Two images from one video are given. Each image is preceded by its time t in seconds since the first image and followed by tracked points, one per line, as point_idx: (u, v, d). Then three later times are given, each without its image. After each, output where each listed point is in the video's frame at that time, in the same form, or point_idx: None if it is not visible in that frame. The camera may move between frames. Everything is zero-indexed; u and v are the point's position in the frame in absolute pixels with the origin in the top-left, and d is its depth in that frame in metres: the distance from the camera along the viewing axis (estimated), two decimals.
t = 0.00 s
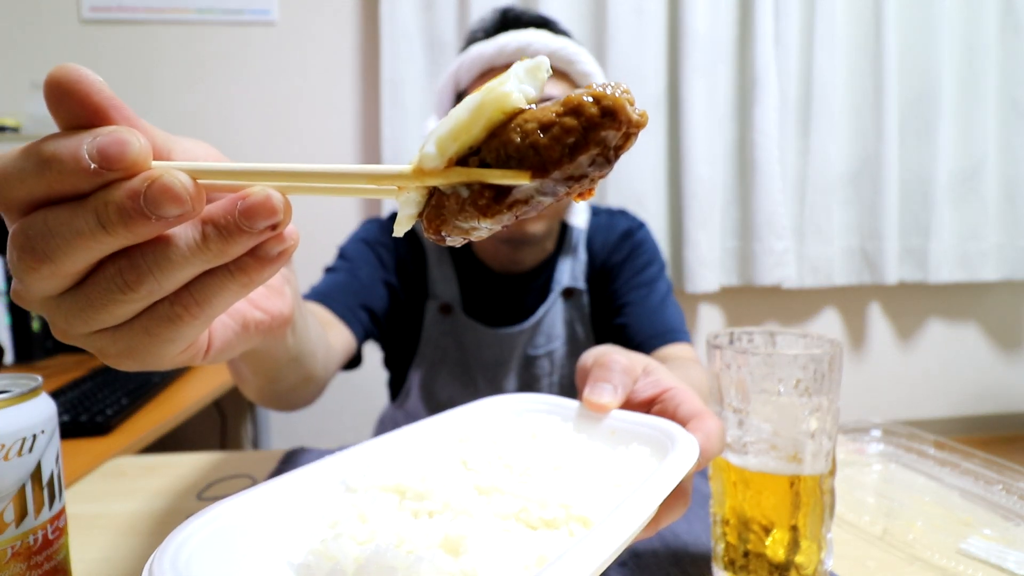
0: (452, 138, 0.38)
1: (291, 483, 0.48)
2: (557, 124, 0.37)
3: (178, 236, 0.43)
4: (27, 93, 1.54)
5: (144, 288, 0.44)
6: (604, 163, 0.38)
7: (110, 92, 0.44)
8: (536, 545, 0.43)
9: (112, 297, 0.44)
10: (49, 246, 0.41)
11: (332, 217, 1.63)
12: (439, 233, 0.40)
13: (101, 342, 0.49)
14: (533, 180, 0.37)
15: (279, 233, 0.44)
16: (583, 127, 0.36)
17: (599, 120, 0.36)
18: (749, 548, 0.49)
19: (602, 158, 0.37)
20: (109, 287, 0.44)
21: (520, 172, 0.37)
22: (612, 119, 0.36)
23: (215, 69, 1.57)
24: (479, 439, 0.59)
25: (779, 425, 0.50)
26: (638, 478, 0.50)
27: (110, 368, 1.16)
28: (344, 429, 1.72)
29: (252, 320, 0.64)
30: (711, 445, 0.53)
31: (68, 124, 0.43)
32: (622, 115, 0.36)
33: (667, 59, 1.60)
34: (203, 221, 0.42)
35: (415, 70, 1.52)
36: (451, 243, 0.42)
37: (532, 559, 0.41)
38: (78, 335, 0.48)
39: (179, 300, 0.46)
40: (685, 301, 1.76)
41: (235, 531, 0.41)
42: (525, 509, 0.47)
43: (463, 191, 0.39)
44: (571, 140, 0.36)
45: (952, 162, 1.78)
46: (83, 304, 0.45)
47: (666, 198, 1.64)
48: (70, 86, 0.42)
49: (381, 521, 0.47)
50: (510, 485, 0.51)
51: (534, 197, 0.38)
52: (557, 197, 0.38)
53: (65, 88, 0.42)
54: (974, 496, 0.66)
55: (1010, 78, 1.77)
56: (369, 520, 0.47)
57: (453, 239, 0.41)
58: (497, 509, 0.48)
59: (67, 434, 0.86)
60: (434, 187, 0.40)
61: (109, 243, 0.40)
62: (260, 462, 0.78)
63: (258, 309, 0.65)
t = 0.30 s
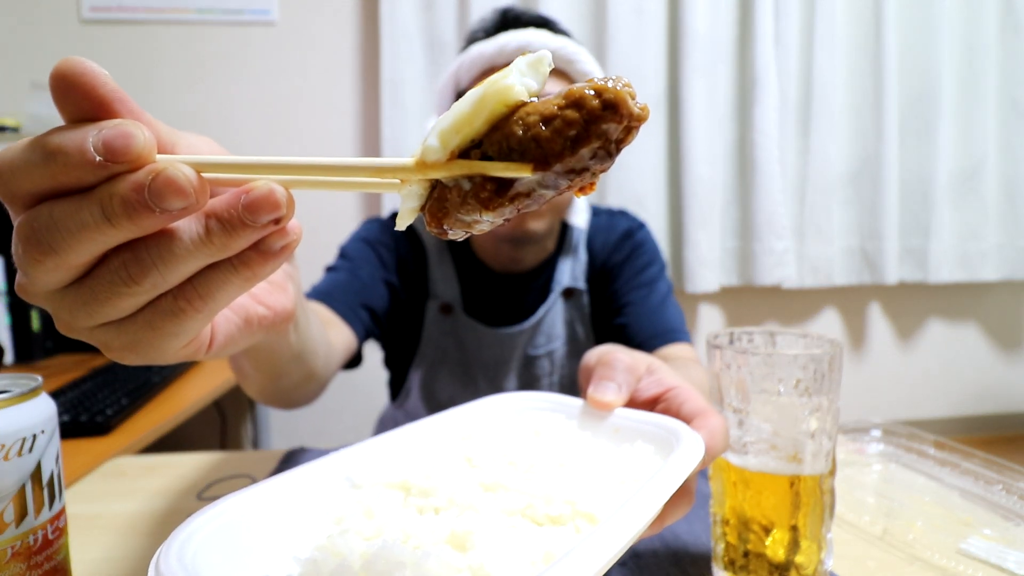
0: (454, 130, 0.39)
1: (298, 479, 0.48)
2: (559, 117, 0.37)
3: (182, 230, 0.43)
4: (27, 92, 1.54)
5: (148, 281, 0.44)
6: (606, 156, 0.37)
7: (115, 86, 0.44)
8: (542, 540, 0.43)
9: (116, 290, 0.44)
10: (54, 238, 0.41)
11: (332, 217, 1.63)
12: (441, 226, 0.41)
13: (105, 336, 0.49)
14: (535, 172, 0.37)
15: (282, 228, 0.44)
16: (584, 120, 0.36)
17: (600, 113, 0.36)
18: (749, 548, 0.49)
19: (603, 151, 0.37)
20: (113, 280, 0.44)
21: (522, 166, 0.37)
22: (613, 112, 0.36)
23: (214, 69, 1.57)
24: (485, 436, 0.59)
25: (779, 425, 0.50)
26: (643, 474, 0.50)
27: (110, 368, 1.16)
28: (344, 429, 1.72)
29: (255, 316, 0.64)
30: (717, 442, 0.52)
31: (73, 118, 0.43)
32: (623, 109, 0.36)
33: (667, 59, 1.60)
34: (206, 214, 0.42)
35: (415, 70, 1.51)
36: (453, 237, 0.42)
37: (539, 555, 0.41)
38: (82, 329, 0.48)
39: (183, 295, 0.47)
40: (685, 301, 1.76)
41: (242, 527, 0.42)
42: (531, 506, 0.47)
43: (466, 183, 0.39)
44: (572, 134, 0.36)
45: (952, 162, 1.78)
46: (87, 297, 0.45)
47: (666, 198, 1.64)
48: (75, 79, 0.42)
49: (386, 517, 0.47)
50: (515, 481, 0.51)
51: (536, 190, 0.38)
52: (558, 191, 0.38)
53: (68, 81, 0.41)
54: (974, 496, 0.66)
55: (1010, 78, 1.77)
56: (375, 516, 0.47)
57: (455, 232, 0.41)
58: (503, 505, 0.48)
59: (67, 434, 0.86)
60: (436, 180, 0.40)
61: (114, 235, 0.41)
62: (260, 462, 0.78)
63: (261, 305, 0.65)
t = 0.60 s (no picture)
0: (461, 135, 0.39)
1: (303, 475, 0.48)
2: (565, 121, 0.37)
3: (187, 234, 0.43)
4: (27, 93, 1.54)
5: (153, 285, 0.44)
6: (611, 161, 0.38)
7: (122, 91, 0.44)
8: (548, 536, 0.43)
9: (121, 294, 0.44)
10: (60, 243, 0.41)
11: (332, 217, 1.63)
12: (447, 230, 0.41)
13: (109, 339, 0.49)
14: (541, 177, 0.37)
15: (287, 230, 0.45)
16: (590, 125, 0.36)
17: (606, 118, 0.36)
18: (749, 548, 0.48)
19: (609, 155, 0.37)
20: (119, 284, 0.44)
21: (529, 169, 0.37)
22: (619, 117, 0.36)
23: (214, 69, 1.57)
24: (490, 437, 0.59)
25: (779, 425, 0.50)
26: (648, 472, 0.50)
27: (109, 368, 1.16)
28: (344, 429, 1.72)
29: (259, 319, 0.64)
30: (721, 441, 0.51)
31: (79, 123, 0.43)
32: (629, 114, 0.36)
33: (667, 59, 1.60)
34: (212, 219, 0.43)
35: (415, 71, 1.51)
36: (458, 241, 0.42)
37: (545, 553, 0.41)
38: (87, 332, 0.48)
39: (188, 298, 0.47)
40: (685, 301, 1.76)
41: (248, 522, 0.42)
42: (536, 501, 0.47)
43: (472, 188, 0.39)
44: (578, 138, 0.36)
45: (952, 163, 1.78)
46: (92, 301, 0.45)
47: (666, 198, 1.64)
48: (82, 86, 0.42)
49: (391, 512, 0.47)
50: (520, 478, 0.51)
51: (542, 194, 0.38)
52: (564, 195, 0.38)
53: (78, 87, 0.42)
54: (974, 496, 0.66)
55: (1010, 78, 1.77)
56: (380, 511, 0.47)
57: (461, 236, 0.41)
58: (509, 501, 0.48)
59: (67, 433, 0.85)
60: (442, 184, 0.40)
61: (121, 240, 0.41)
62: (260, 462, 0.78)
63: (266, 308, 0.65)
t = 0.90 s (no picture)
0: (453, 129, 0.39)
1: (307, 478, 0.48)
2: (556, 116, 0.37)
3: (182, 227, 0.43)
4: (27, 93, 1.54)
5: (148, 279, 0.44)
6: (602, 155, 0.38)
7: (118, 85, 0.44)
8: (552, 538, 0.43)
9: (116, 288, 0.44)
10: (55, 237, 0.41)
11: (332, 217, 1.63)
12: (439, 224, 0.41)
13: (106, 333, 0.49)
14: (531, 171, 0.37)
15: (282, 225, 0.45)
16: (581, 119, 0.36)
17: (597, 113, 0.36)
18: (749, 548, 0.48)
19: (599, 150, 0.37)
20: (114, 278, 0.44)
21: (520, 163, 0.37)
22: (610, 112, 0.36)
23: (214, 69, 1.57)
24: (489, 437, 0.59)
25: (779, 426, 0.50)
26: (650, 473, 0.50)
27: (109, 368, 1.16)
28: (344, 429, 1.72)
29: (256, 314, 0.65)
30: (723, 442, 0.51)
31: (74, 116, 0.43)
32: (620, 109, 0.36)
33: (667, 59, 1.60)
34: (207, 213, 0.43)
35: (415, 71, 1.51)
36: (451, 235, 0.42)
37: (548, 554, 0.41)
38: (84, 326, 0.48)
39: (183, 292, 0.47)
40: (685, 301, 1.76)
41: (252, 525, 0.42)
42: (540, 504, 0.47)
43: (463, 182, 0.39)
44: (569, 133, 0.37)
45: (952, 163, 1.78)
46: (88, 295, 0.45)
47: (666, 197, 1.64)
48: (74, 80, 0.41)
49: (394, 514, 0.47)
50: (523, 480, 0.51)
51: (533, 188, 0.38)
52: (555, 191, 0.38)
53: (72, 81, 0.41)
54: (974, 496, 0.66)
55: (1010, 78, 1.77)
56: (383, 514, 0.47)
57: (453, 230, 0.41)
58: (512, 503, 0.48)
59: (67, 433, 0.86)
60: (434, 178, 0.41)
61: (116, 233, 0.41)
62: (260, 462, 0.78)
63: (263, 303, 0.65)
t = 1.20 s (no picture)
0: (457, 128, 0.39)
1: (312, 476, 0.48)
2: (560, 115, 0.37)
3: (186, 227, 0.43)
4: (27, 92, 1.54)
5: (152, 279, 0.44)
6: (606, 155, 0.37)
7: (121, 85, 0.44)
8: (554, 535, 0.43)
9: (120, 288, 0.44)
10: (60, 236, 0.41)
11: (332, 217, 1.63)
12: (443, 223, 0.40)
13: (110, 332, 0.49)
14: (535, 170, 0.37)
15: (285, 225, 0.45)
16: (585, 119, 0.36)
17: (601, 112, 0.36)
18: (749, 548, 0.48)
19: (604, 150, 0.37)
20: (117, 277, 0.44)
21: (524, 163, 0.37)
22: (613, 111, 0.36)
23: (214, 69, 1.57)
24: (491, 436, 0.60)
25: (779, 425, 0.50)
26: (652, 471, 0.50)
27: (109, 368, 1.16)
28: (344, 429, 1.72)
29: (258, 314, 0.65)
30: (726, 441, 0.51)
31: (77, 117, 0.43)
32: (624, 108, 0.36)
33: (667, 58, 1.60)
34: (210, 213, 0.43)
35: (415, 71, 1.51)
36: (455, 234, 0.42)
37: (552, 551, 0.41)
38: (88, 326, 0.48)
39: (186, 292, 0.47)
40: (685, 301, 1.76)
41: (255, 522, 0.42)
42: (543, 500, 0.47)
43: (468, 181, 0.39)
44: (573, 132, 0.37)
45: (952, 163, 1.78)
46: (92, 295, 0.45)
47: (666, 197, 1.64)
48: (77, 82, 0.41)
49: (397, 512, 0.47)
50: (525, 477, 0.51)
51: (537, 187, 0.38)
52: (559, 190, 0.38)
53: (76, 81, 0.41)
54: (974, 496, 0.66)
55: (1010, 78, 1.77)
56: (386, 511, 0.47)
57: (457, 229, 0.41)
58: (515, 500, 0.48)
59: (67, 433, 0.85)
60: (439, 178, 0.41)
61: (120, 233, 0.41)
62: (260, 462, 0.78)
63: (265, 303, 0.65)
